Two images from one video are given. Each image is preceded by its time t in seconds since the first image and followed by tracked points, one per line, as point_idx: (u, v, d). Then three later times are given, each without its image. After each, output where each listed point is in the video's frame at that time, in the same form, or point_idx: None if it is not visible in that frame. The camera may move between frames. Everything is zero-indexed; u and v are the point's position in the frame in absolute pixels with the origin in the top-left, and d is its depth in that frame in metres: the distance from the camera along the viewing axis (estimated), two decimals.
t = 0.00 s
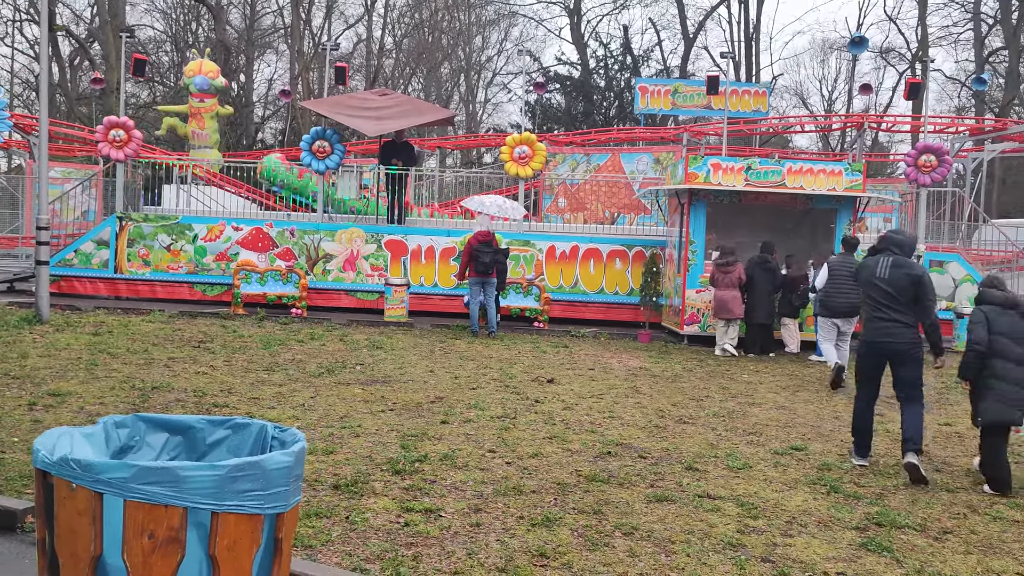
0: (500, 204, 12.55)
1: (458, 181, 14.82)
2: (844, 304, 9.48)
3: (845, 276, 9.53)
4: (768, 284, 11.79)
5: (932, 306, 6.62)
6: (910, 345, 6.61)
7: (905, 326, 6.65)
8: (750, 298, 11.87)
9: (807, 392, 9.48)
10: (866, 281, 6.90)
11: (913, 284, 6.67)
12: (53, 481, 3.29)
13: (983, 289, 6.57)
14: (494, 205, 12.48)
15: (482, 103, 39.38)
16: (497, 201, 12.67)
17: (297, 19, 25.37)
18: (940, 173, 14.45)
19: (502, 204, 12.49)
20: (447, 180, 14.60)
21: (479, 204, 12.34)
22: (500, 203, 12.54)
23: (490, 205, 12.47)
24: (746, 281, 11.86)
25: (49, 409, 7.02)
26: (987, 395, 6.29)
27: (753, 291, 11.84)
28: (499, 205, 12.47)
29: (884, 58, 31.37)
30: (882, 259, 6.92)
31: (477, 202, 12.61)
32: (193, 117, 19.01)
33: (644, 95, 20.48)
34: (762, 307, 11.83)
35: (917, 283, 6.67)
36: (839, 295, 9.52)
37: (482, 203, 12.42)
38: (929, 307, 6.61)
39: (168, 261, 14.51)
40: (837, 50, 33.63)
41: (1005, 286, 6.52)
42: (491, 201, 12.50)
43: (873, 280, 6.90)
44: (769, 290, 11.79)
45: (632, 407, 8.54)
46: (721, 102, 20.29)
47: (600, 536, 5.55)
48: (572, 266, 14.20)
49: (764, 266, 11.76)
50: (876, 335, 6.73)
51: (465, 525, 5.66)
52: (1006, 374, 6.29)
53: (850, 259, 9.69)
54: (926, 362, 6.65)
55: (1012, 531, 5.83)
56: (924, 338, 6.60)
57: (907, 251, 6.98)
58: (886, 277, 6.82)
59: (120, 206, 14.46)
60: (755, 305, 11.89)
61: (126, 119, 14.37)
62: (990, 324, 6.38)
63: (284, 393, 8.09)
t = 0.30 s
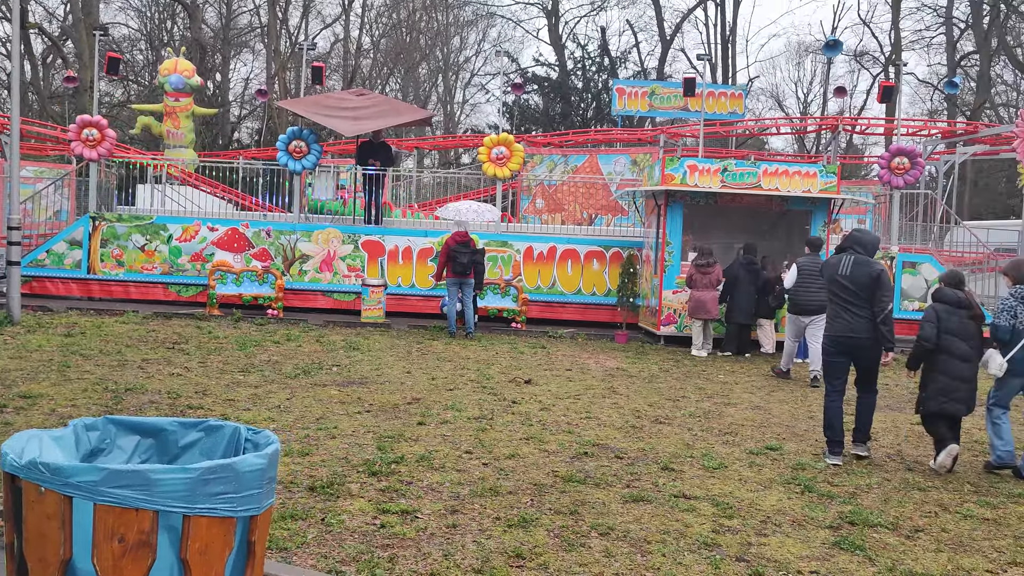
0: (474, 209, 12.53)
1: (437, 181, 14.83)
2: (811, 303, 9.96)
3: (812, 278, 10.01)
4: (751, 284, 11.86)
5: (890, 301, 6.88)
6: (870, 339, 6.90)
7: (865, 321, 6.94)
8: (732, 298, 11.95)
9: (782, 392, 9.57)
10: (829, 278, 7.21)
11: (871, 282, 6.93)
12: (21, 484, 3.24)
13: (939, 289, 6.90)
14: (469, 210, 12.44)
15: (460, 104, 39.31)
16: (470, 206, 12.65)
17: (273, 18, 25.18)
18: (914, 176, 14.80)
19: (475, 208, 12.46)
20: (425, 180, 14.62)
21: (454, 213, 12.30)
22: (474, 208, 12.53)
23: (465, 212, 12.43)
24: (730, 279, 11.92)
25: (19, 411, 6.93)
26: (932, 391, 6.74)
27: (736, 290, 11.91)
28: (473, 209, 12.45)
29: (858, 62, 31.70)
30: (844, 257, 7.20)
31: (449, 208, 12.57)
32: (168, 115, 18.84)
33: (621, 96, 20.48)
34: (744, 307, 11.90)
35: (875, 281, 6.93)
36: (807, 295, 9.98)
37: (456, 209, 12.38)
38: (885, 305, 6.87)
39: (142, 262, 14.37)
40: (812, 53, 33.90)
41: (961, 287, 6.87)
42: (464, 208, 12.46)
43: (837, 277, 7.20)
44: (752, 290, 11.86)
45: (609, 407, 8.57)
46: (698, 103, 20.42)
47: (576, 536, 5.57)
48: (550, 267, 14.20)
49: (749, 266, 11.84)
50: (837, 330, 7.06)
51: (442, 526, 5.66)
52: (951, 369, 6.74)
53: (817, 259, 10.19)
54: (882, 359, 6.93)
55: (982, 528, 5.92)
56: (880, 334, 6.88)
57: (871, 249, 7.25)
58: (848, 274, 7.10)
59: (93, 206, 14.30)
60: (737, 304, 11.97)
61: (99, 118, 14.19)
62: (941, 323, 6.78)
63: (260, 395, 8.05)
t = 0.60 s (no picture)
0: (456, 212, 12.20)
1: (415, 183, 14.83)
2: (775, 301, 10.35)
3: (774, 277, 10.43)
4: (731, 285, 11.88)
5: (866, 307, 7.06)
6: (843, 342, 7.07)
7: (840, 324, 7.10)
8: (711, 299, 11.97)
9: (757, 393, 9.63)
10: (809, 279, 7.33)
11: (848, 287, 7.06)
12: None
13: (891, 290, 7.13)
14: (451, 215, 12.11)
15: (438, 105, 39.24)
16: (451, 207, 12.29)
17: (249, 18, 24.98)
18: (887, 178, 14.81)
19: (457, 214, 12.13)
20: (403, 182, 14.57)
21: (436, 219, 11.92)
22: (456, 212, 12.21)
23: (445, 216, 12.11)
24: (709, 280, 11.93)
25: None
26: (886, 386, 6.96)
27: (716, 292, 11.93)
28: (455, 215, 12.15)
29: (833, 65, 31.99)
30: (825, 260, 7.33)
31: (430, 208, 12.18)
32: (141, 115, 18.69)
33: (599, 98, 20.51)
34: (723, 308, 11.93)
35: (854, 287, 7.09)
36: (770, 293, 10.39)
37: (437, 213, 12.05)
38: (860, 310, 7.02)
39: (115, 263, 14.21)
40: (788, 56, 34.15)
41: (913, 287, 7.06)
42: (446, 213, 12.09)
43: (815, 279, 7.33)
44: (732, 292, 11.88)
45: (586, 409, 8.59)
46: (675, 106, 20.54)
47: (552, 537, 5.57)
48: (528, 269, 14.22)
49: (729, 268, 11.86)
50: (812, 331, 7.20)
51: (417, 528, 5.64)
52: (903, 366, 6.94)
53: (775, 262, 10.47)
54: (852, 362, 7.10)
55: (953, 527, 5.98)
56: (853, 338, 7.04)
57: (850, 254, 7.37)
58: (827, 278, 7.24)
59: (66, 207, 14.17)
60: (715, 305, 11.99)
61: (71, 118, 14.01)
62: (892, 324, 7.01)
63: (235, 397, 7.99)
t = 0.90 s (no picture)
0: (438, 225, 12.00)
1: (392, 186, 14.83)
2: (744, 302, 10.61)
3: (742, 279, 10.72)
4: (707, 289, 11.95)
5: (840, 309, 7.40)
6: (817, 341, 7.40)
7: (816, 323, 7.41)
8: (687, 304, 12.05)
9: (733, 395, 9.70)
10: (789, 277, 7.55)
11: (829, 287, 7.40)
12: None
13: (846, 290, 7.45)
14: (433, 230, 11.91)
15: (416, 109, 39.13)
16: (435, 218, 12.06)
17: (225, 21, 24.76)
18: (861, 182, 14.69)
19: (440, 230, 11.94)
20: (380, 186, 14.57)
21: (418, 235, 11.69)
22: (439, 225, 12.01)
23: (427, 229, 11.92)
24: (686, 285, 12.00)
25: None
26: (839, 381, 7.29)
27: (692, 296, 12.00)
28: (437, 229, 11.96)
29: (807, 70, 32.27)
30: (805, 260, 7.57)
31: (413, 218, 11.95)
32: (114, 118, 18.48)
33: (576, 102, 20.67)
34: (700, 313, 12.00)
35: (832, 289, 7.40)
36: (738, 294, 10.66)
37: (419, 226, 11.84)
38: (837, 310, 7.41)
39: (88, 268, 14.07)
40: (763, 61, 34.39)
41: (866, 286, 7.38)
42: (430, 227, 11.88)
43: (795, 277, 7.56)
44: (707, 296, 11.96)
45: (564, 412, 8.61)
46: (651, 110, 20.63)
47: (528, 541, 5.57)
48: (506, 272, 14.24)
49: (705, 272, 11.92)
50: (789, 327, 7.47)
51: (394, 533, 5.62)
52: (855, 362, 7.26)
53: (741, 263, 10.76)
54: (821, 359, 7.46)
55: (925, 526, 6.05)
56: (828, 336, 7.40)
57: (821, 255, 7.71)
58: (807, 278, 7.49)
59: (37, 211, 14.00)
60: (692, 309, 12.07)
61: (43, 121, 13.85)
62: (845, 323, 7.36)
63: (209, 403, 7.92)
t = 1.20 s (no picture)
0: (416, 225, 12.03)
1: (369, 192, 14.81)
2: (713, 306, 11.42)
3: (714, 283, 11.39)
4: (682, 294, 12.03)
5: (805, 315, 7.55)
6: (785, 347, 7.57)
7: (782, 330, 7.57)
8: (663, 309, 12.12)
9: (709, 399, 9.75)
10: (754, 288, 7.73)
11: (792, 295, 7.56)
12: None
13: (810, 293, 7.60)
14: (410, 228, 11.93)
15: (393, 114, 39.04)
16: (413, 219, 12.13)
17: (200, 25, 24.58)
18: (834, 187, 14.80)
19: (418, 227, 11.94)
20: (356, 191, 14.55)
21: (394, 230, 11.73)
22: (417, 225, 12.04)
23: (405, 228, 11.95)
24: (661, 290, 12.10)
25: None
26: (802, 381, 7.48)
27: (668, 301, 12.08)
28: (415, 227, 11.98)
29: (781, 76, 32.55)
30: (769, 269, 7.74)
31: (390, 218, 12.04)
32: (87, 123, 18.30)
33: (553, 108, 20.74)
34: (676, 318, 12.07)
35: (796, 296, 7.55)
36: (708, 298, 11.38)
37: (396, 223, 11.89)
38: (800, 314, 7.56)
39: (60, 274, 13.93)
40: (738, 67, 34.65)
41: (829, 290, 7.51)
42: (407, 225, 11.93)
43: (760, 287, 7.74)
44: (683, 301, 12.04)
45: (541, 417, 8.62)
46: (628, 116, 20.73)
47: (505, 547, 5.57)
48: (483, 277, 14.21)
49: (679, 277, 12.02)
50: (757, 334, 7.64)
51: (370, 540, 5.60)
52: (818, 363, 7.43)
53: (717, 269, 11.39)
54: (789, 362, 7.64)
55: (897, 528, 6.11)
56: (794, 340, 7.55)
57: (783, 262, 7.91)
58: (772, 287, 7.66)
59: (9, 217, 13.87)
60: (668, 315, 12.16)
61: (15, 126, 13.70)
62: (809, 327, 7.48)
63: (184, 410, 7.85)
